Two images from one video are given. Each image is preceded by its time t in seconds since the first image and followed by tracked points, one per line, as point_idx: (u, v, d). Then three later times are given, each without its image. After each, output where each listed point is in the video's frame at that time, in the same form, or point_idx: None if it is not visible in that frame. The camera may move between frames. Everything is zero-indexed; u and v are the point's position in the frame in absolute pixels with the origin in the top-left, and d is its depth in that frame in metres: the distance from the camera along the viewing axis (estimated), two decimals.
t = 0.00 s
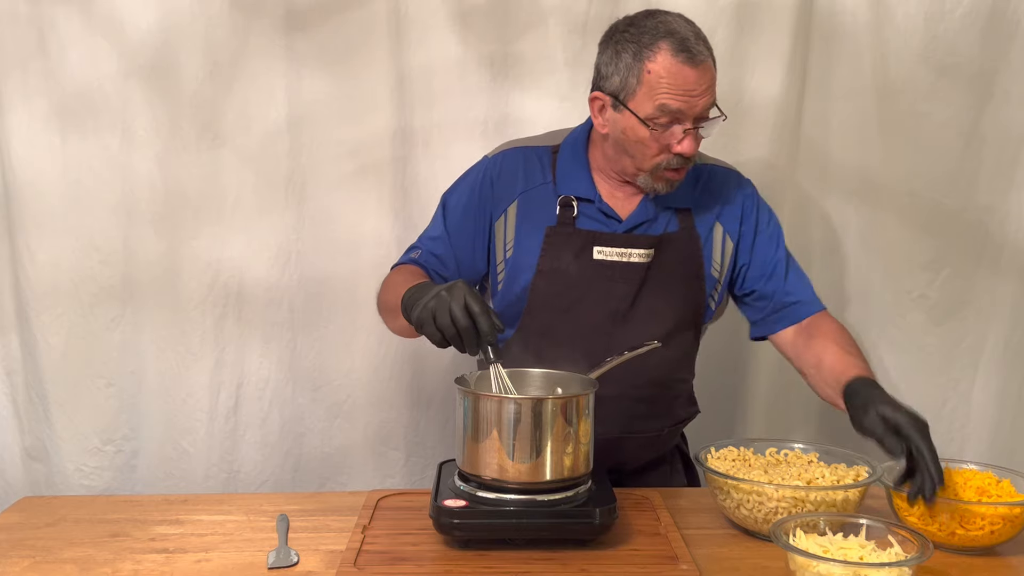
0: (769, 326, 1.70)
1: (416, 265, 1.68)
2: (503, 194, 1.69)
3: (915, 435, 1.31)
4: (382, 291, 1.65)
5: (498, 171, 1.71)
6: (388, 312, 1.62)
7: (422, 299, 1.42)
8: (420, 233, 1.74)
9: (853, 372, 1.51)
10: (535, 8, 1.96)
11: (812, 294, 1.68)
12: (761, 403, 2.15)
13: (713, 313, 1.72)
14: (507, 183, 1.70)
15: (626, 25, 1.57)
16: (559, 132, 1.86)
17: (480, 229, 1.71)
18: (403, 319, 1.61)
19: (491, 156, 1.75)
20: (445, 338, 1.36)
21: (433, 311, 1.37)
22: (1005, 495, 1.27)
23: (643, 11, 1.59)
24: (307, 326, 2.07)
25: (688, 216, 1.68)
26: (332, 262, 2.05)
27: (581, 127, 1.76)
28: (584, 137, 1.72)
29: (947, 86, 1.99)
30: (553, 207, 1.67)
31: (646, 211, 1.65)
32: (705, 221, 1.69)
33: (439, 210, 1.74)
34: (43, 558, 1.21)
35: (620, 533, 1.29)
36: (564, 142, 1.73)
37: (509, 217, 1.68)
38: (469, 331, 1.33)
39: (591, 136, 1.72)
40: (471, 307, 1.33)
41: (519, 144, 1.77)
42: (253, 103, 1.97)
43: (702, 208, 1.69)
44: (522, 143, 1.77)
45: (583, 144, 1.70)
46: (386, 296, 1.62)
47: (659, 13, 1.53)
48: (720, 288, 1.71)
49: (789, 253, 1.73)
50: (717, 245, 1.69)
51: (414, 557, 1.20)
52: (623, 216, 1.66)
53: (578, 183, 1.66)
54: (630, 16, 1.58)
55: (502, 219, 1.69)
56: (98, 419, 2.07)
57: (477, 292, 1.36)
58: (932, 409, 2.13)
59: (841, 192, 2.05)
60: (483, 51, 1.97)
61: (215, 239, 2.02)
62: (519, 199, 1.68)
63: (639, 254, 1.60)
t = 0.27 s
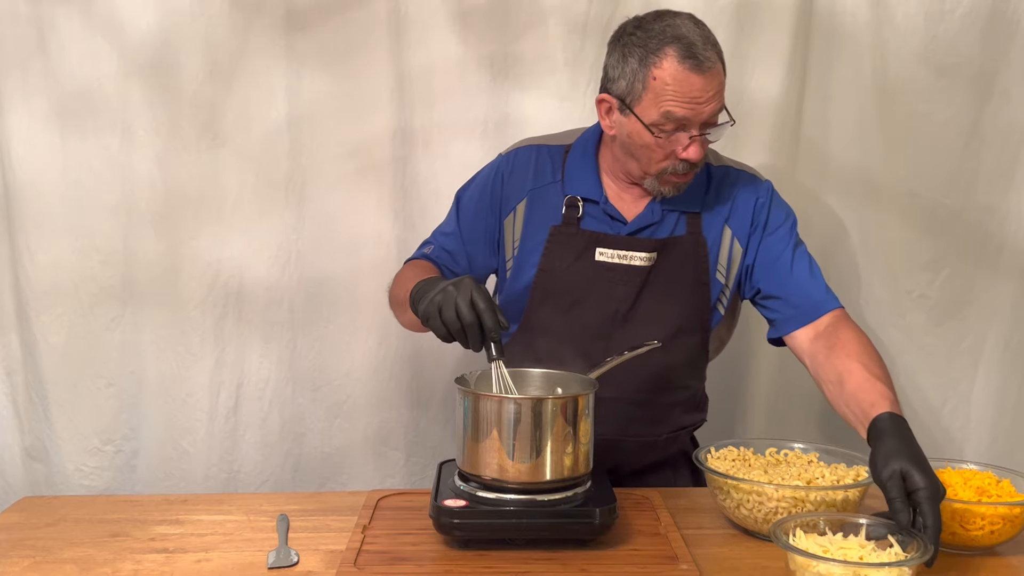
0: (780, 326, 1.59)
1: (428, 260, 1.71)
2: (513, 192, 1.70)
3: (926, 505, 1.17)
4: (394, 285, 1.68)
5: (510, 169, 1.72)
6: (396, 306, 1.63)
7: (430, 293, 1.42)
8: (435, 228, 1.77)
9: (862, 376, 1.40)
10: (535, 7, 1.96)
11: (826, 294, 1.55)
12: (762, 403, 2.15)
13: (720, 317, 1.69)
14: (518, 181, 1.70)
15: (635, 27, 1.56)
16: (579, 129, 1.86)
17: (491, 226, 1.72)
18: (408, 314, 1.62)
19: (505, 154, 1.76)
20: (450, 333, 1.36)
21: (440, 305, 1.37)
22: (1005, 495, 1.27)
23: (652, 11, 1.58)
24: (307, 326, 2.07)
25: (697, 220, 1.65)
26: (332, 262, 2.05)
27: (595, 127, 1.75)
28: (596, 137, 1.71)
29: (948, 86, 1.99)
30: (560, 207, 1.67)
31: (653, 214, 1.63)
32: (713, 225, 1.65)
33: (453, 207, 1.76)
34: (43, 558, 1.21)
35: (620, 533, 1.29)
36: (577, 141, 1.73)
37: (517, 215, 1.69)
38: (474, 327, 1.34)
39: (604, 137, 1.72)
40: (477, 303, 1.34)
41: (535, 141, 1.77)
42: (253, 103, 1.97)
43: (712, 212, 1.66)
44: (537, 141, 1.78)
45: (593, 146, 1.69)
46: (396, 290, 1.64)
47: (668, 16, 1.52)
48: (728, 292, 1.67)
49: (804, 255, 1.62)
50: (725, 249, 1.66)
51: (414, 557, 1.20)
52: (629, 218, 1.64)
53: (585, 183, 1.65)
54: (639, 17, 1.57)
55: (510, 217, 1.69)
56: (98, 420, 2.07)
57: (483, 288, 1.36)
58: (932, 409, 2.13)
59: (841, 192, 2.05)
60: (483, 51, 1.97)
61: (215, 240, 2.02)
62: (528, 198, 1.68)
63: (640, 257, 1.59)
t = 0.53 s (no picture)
0: (790, 328, 1.56)
1: (433, 263, 1.71)
2: (517, 194, 1.71)
3: (932, 508, 1.14)
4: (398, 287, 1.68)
5: (514, 172, 1.72)
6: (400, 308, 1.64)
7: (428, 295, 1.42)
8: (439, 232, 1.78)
9: (869, 377, 1.36)
10: (535, 8, 1.96)
11: (835, 295, 1.52)
12: (762, 403, 2.15)
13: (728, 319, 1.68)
14: (523, 183, 1.71)
15: (632, 26, 1.56)
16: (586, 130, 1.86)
17: (495, 229, 1.73)
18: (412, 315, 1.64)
19: (509, 157, 1.76)
20: (448, 335, 1.36)
21: (438, 308, 1.37)
22: (1005, 495, 1.27)
23: (651, 10, 1.58)
24: (307, 326, 2.07)
25: (702, 221, 1.64)
26: (332, 262, 2.05)
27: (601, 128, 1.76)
28: (601, 139, 1.72)
29: (948, 86, 1.99)
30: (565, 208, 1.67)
31: (658, 215, 1.63)
32: (719, 226, 1.65)
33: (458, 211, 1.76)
34: (43, 558, 1.21)
35: (621, 533, 1.29)
36: (582, 143, 1.73)
37: (522, 218, 1.69)
38: (472, 328, 1.34)
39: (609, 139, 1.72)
40: (475, 304, 1.34)
41: (540, 143, 1.78)
42: (252, 103, 1.97)
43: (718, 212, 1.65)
44: (541, 143, 1.78)
45: (598, 149, 1.69)
46: (400, 291, 1.65)
47: (664, 14, 1.52)
48: (735, 294, 1.66)
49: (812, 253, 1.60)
50: (731, 250, 1.65)
51: (414, 557, 1.20)
52: (633, 220, 1.64)
53: (589, 185, 1.65)
54: (636, 17, 1.58)
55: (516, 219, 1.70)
56: (98, 420, 2.07)
57: (481, 289, 1.36)
58: (933, 408, 2.13)
59: (841, 192, 2.05)
60: (483, 52, 1.97)
61: (215, 239, 2.02)
62: (533, 200, 1.69)
63: (644, 259, 1.59)
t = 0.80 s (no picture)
0: (796, 333, 1.54)
1: (440, 257, 1.73)
2: (526, 192, 1.71)
3: (940, 522, 1.12)
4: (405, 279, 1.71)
5: (524, 170, 1.73)
6: (404, 301, 1.65)
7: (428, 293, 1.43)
8: (449, 226, 1.79)
9: (875, 386, 1.34)
10: (535, 7, 1.96)
11: (841, 298, 1.50)
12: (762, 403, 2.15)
13: (731, 326, 1.68)
14: (532, 181, 1.71)
15: (641, 27, 1.57)
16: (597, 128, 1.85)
17: (503, 226, 1.73)
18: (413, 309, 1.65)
19: (521, 154, 1.77)
20: (449, 333, 1.36)
21: (439, 305, 1.37)
22: (1005, 495, 1.27)
23: (662, 13, 1.58)
24: (307, 326, 2.07)
25: (709, 227, 1.63)
26: (332, 262, 2.05)
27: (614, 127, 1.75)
28: (613, 139, 1.71)
29: (948, 86, 1.99)
30: (573, 209, 1.67)
31: (664, 220, 1.62)
32: (725, 234, 1.64)
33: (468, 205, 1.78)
34: (43, 558, 1.21)
35: (621, 533, 1.29)
36: (593, 142, 1.73)
37: (529, 216, 1.70)
38: (473, 327, 1.34)
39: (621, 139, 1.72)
40: (476, 303, 1.34)
41: (553, 140, 1.78)
42: (252, 103, 1.97)
43: (726, 219, 1.64)
44: (553, 141, 1.78)
45: (609, 150, 1.69)
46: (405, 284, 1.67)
47: (674, 15, 1.52)
48: (739, 302, 1.66)
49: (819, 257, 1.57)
50: (737, 258, 1.64)
51: (414, 557, 1.20)
52: (639, 224, 1.64)
53: (597, 187, 1.65)
54: (647, 18, 1.58)
55: (523, 217, 1.70)
56: (98, 420, 2.07)
57: (483, 288, 1.36)
58: (933, 409, 2.13)
59: (842, 192, 2.05)
60: (483, 52, 1.97)
61: (215, 239, 2.02)
62: (541, 199, 1.69)
63: (649, 266, 1.58)
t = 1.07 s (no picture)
0: (796, 338, 1.52)
1: (443, 252, 1.73)
2: (531, 192, 1.72)
3: (944, 539, 1.08)
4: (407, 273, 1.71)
5: (530, 169, 1.73)
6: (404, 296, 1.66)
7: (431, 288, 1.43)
8: (453, 222, 1.80)
9: (876, 395, 1.32)
10: (535, 7, 1.96)
11: (841, 301, 1.48)
12: (762, 403, 2.15)
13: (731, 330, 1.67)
14: (537, 180, 1.72)
15: (649, 33, 1.56)
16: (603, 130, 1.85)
17: (507, 224, 1.74)
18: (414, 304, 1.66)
19: (527, 153, 1.77)
20: (449, 330, 1.36)
21: (441, 301, 1.37)
22: (1005, 495, 1.27)
23: (670, 19, 1.58)
24: (307, 325, 2.07)
25: (711, 233, 1.63)
26: (333, 262, 2.05)
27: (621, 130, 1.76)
28: (620, 142, 1.71)
29: (948, 86, 1.99)
30: (576, 212, 1.67)
31: (667, 226, 1.61)
32: (726, 239, 1.63)
33: (473, 202, 1.78)
34: (43, 558, 1.22)
35: (621, 533, 1.29)
36: (600, 144, 1.73)
37: (533, 216, 1.70)
38: (473, 325, 1.34)
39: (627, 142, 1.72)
40: (477, 301, 1.34)
41: (560, 140, 1.78)
42: (252, 103, 1.97)
43: (728, 224, 1.63)
44: (561, 141, 1.78)
45: (615, 152, 1.69)
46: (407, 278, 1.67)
47: (682, 22, 1.52)
48: (739, 307, 1.65)
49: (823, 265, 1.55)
50: (738, 264, 1.63)
51: (414, 557, 1.20)
52: (642, 229, 1.64)
53: (601, 190, 1.65)
54: (654, 24, 1.58)
55: (527, 217, 1.71)
56: (98, 420, 2.07)
57: (485, 287, 1.36)
58: (933, 409, 2.13)
59: (842, 192, 2.05)
60: (483, 51, 1.97)
61: (215, 239, 2.02)
62: (545, 200, 1.70)
63: (651, 272, 1.58)
